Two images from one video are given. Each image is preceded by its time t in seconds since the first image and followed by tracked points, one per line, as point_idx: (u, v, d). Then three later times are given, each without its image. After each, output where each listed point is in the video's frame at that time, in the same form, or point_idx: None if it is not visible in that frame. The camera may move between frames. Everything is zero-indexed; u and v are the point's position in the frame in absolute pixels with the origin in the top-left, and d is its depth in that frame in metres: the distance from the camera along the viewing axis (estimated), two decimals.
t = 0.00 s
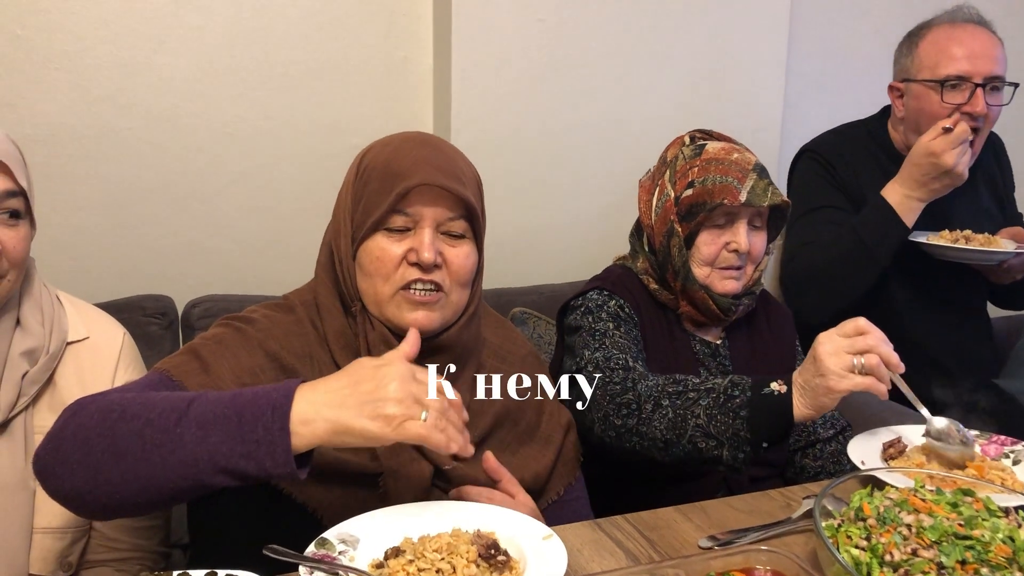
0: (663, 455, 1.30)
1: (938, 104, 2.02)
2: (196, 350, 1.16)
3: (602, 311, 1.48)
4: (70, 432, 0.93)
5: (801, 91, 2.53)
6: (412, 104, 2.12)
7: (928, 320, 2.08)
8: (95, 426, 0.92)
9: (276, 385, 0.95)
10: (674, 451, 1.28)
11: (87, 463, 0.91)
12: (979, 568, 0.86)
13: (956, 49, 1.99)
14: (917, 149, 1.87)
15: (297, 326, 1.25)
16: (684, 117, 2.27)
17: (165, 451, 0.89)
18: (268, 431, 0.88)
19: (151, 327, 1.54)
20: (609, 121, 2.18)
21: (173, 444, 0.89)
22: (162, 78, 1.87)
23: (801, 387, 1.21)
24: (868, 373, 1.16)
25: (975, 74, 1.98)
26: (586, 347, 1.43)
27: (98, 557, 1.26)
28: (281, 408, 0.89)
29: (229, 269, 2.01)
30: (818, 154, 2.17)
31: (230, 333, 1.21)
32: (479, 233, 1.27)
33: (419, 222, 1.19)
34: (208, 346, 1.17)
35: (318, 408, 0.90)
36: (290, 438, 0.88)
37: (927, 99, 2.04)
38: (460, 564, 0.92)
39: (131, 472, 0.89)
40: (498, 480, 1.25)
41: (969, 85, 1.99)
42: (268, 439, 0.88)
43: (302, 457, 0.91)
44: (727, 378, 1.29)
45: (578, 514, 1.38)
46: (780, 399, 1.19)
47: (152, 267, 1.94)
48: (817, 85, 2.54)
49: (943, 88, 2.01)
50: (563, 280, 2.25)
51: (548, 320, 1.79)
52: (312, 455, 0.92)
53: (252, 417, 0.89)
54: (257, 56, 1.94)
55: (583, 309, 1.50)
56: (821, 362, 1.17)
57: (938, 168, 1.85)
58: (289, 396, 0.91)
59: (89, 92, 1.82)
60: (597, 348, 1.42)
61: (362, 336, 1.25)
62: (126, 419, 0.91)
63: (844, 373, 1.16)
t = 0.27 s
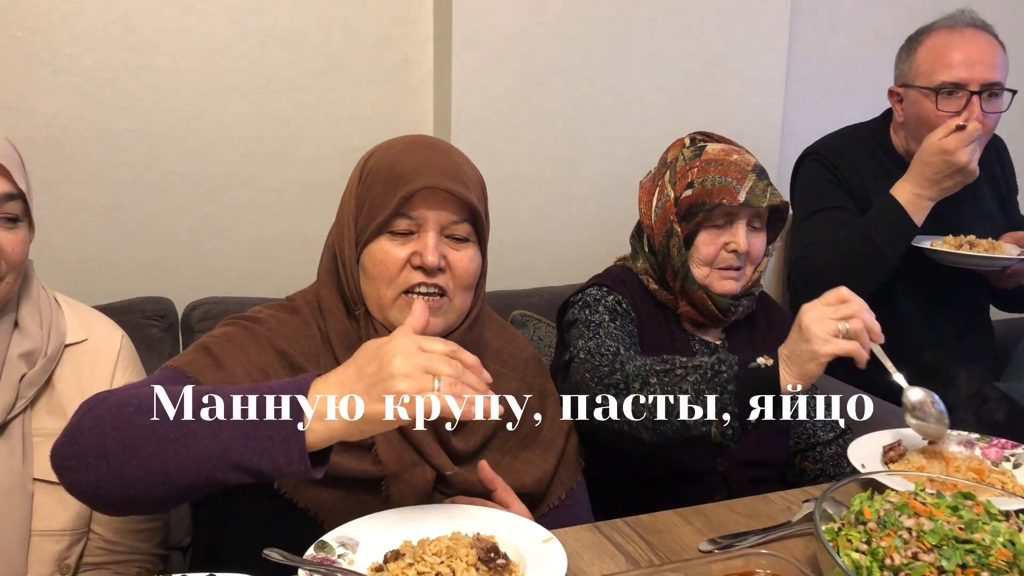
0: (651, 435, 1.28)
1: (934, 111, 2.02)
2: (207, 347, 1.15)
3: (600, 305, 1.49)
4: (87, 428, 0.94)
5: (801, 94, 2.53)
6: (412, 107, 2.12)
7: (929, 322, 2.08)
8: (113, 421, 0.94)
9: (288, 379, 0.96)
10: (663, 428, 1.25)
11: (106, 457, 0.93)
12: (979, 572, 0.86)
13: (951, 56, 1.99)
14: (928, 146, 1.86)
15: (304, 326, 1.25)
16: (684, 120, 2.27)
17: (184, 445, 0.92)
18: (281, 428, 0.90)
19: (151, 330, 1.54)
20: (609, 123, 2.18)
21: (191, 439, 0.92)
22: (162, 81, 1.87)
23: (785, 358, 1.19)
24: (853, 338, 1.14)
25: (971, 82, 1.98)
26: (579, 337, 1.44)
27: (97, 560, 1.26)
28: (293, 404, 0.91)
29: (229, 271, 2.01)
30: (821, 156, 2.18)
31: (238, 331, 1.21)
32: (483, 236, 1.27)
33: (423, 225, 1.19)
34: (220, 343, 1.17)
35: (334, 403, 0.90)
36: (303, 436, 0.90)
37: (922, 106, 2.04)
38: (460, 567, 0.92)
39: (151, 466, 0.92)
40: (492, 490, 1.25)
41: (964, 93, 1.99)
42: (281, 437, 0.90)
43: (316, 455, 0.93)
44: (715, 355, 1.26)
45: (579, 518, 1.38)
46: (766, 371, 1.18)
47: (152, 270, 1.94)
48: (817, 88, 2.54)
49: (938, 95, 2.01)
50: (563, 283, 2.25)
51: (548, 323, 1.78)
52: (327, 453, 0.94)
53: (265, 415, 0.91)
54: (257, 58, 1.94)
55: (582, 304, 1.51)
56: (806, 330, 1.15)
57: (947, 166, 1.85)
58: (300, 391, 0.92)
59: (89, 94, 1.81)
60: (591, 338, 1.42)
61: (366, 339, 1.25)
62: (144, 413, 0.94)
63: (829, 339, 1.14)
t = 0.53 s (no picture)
0: (634, 425, 1.28)
1: (927, 122, 2.02)
2: (210, 348, 1.13)
3: (594, 300, 1.49)
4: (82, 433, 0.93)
5: (800, 95, 2.53)
6: (411, 108, 2.12)
7: (929, 323, 2.08)
8: (105, 429, 0.92)
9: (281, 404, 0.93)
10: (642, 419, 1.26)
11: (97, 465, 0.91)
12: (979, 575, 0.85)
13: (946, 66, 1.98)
14: (930, 146, 1.88)
15: (305, 327, 1.24)
16: (682, 120, 2.27)
17: (169, 464, 0.89)
18: (262, 459, 0.86)
19: (148, 331, 1.54)
20: (608, 123, 2.17)
21: (176, 458, 0.88)
22: (160, 82, 1.86)
23: (768, 348, 1.21)
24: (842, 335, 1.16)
25: (965, 95, 1.97)
26: (571, 329, 1.44)
27: (92, 562, 1.25)
28: (275, 435, 0.87)
29: (227, 272, 2.01)
30: (821, 155, 2.17)
31: (240, 332, 1.19)
32: (484, 238, 1.27)
33: (425, 227, 1.19)
34: (223, 345, 1.15)
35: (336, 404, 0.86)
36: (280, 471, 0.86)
37: (915, 115, 2.04)
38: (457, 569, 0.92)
39: (138, 480, 0.89)
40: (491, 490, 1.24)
41: (956, 107, 1.98)
42: (261, 468, 0.86)
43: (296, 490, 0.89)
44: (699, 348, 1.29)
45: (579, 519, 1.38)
46: (751, 360, 1.20)
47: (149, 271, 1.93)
48: (816, 89, 2.54)
49: (931, 106, 2.01)
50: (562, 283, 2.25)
51: (546, 324, 1.78)
52: (313, 489, 0.90)
53: (248, 444, 0.87)
54: (254, 58, 1.93)
55: (578, 299, 1.50)
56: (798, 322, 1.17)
57: (947, 167, 1.86)
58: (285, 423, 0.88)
59: (86, 95, 1.81)
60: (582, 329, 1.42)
61: (366, 341, 1.24)
62: (137, 425, 0.92)
63: (820, 332, 1.16)
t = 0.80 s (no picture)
0: (625, 426, 1.28)
1: (925, 114, 2.02)
2: (195, 356, 1.15)
3: (591, 301, 1.49)
4: (59, 448, 0.93)
5: (800, 95, 2.52)
6: (410, 108, 2.11)
7: (927, 325, 2.08)
8: (82, 443, 0.92)
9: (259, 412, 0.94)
10: (641, 420, 1.25)
11: (76, 479, 0.91)
12: None
13: (943, 59, 1.98)
14: (919, 163, 1.80)
15: (296, 330, 1.25)
16: (682, 121, 2.26)
17: (147, 475, 0.88)
18: (242, 464, 0.86)
19: (146, 331, 1.53)
20: (606, 124, 2.17)
21: (154, 469, 0.88)
22: (159, 81, 1.86)
23: (761, 353, 1.21)
24: (834, 337, 1.16)
25: (962, 87, 1.97)
26: (567, 329, 1.44)
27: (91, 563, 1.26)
28: (255, 440, 0.87)
29: (226, 272, 2.00)
30: (817, 158, 2.17)
31: (229, 340, 1.20)
32: (481, 238, 1.26)
33: (421, 227, 1.19)
34: (208, 353, 1.16)
35: (335, 403, 0.87)
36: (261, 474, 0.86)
37: (914, 108, 2.04)
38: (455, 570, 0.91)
39: (115, 493, 0.89)
40: (500, 486, 1.25)
41: (954, 99, 1.98)
42: (242, 472, 0.86)
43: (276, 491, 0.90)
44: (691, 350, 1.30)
45: (579, 521, 1.37)
46: (744, 365, 1.20)
47: (148, 271, 1.93)
48: (816, 90, 2.54)
49: (930, 98, 2.00)
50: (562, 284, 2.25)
51: (545, 325, 1.77)
52: (292, 489, 0.90)
53: (227, 450, 0.87)
54: (253, 58, 1.93)
55: (576, 300, 1.51)
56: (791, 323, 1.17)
57: (938, 184, 1.77)
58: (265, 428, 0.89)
59: (84, 94, 1.81)
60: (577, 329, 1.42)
61: (363, 342, 1.24)
62: (112, 437, 0.91)
63: (813, 332, 1.15)
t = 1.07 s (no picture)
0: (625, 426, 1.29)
1: (918, 113, 2.02)
2: (182, 367, 1.16)
3: (589, 303, 1.49)
4: (51, 464, 0.93)
5: (800, 96, 2.53)
6: (409, 109, 2.12)
7: (926, 326, 2.08)
8: (78, 454, 0.93)
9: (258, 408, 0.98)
10: (641, 420, 1.26)
11: (76, 491, 0.91)
12: None
13: (935, 58, 1.98)
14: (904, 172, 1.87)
15: (287, 332, 1.25)
16: (681, 121, 2.27)
17: (155, 474, 0.91)
18: (251, 450, 0.90)
19: (146, 331, 1.53)
20: (606, 125, 2.18)
21: (160, 468, 0.91)
22: (159, 81, 1.86)
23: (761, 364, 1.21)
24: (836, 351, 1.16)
25: (954, 86, 1.98)
26: (565, 332, 1.44)
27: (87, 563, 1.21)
28: (264, 426, 0.92)
29: (226, 272, 2.00)
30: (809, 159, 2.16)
31: (218, 347, 1.21)
32: (470, 234, 1.26)
33: (408, 223, 1.19)
34: (195, 361, 1.17)
35: (334, 403, 0.91)
36: (275, 455, 0.91)
37: (906, 107, 2.03)
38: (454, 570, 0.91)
39: (121, 497, 0.90)
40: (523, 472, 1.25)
41: (947, 97, 1.99)
42: (252, 457, 0.90)
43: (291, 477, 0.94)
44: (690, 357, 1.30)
45: (576, 520, 1.37)
46: (739, 373, 1.21)
47: (147, 271, 1.93)
48: (815, 91, 2.54)
49: (922, 96, 2.00)
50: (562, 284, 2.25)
51: (544, 326, 1.77)
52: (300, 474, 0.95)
53: (235, 439, 0.92)
54: (253, 58, 1.93)
55: (573, 302, 1.51)
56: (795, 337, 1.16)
57: (916, 198, 1.81)
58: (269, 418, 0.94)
59: (84, 94, 1.81)
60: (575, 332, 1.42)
61: (354, 340, 1.23)
62: (111, 444, 0.93)
63: (817, 346, 1.15)
